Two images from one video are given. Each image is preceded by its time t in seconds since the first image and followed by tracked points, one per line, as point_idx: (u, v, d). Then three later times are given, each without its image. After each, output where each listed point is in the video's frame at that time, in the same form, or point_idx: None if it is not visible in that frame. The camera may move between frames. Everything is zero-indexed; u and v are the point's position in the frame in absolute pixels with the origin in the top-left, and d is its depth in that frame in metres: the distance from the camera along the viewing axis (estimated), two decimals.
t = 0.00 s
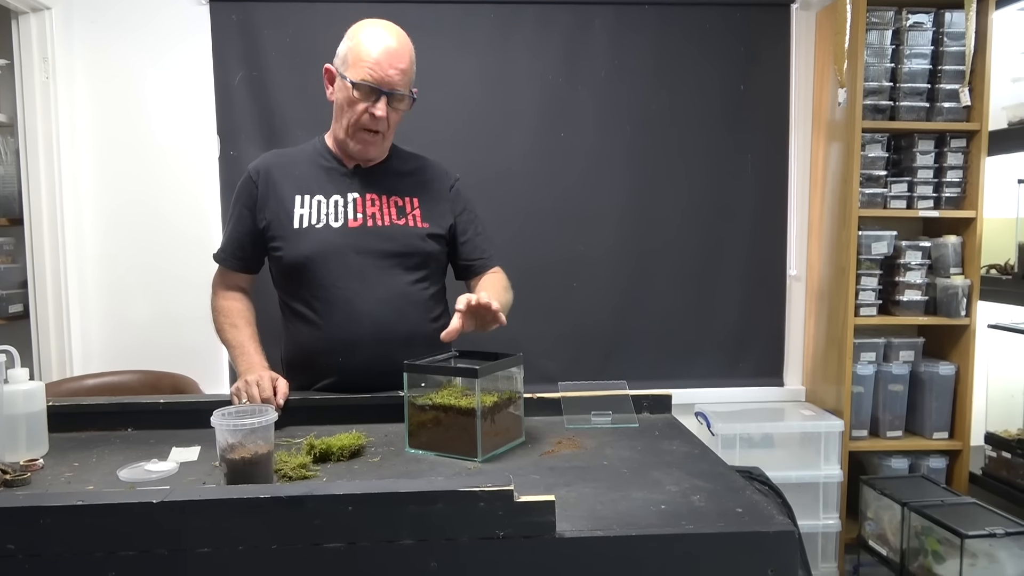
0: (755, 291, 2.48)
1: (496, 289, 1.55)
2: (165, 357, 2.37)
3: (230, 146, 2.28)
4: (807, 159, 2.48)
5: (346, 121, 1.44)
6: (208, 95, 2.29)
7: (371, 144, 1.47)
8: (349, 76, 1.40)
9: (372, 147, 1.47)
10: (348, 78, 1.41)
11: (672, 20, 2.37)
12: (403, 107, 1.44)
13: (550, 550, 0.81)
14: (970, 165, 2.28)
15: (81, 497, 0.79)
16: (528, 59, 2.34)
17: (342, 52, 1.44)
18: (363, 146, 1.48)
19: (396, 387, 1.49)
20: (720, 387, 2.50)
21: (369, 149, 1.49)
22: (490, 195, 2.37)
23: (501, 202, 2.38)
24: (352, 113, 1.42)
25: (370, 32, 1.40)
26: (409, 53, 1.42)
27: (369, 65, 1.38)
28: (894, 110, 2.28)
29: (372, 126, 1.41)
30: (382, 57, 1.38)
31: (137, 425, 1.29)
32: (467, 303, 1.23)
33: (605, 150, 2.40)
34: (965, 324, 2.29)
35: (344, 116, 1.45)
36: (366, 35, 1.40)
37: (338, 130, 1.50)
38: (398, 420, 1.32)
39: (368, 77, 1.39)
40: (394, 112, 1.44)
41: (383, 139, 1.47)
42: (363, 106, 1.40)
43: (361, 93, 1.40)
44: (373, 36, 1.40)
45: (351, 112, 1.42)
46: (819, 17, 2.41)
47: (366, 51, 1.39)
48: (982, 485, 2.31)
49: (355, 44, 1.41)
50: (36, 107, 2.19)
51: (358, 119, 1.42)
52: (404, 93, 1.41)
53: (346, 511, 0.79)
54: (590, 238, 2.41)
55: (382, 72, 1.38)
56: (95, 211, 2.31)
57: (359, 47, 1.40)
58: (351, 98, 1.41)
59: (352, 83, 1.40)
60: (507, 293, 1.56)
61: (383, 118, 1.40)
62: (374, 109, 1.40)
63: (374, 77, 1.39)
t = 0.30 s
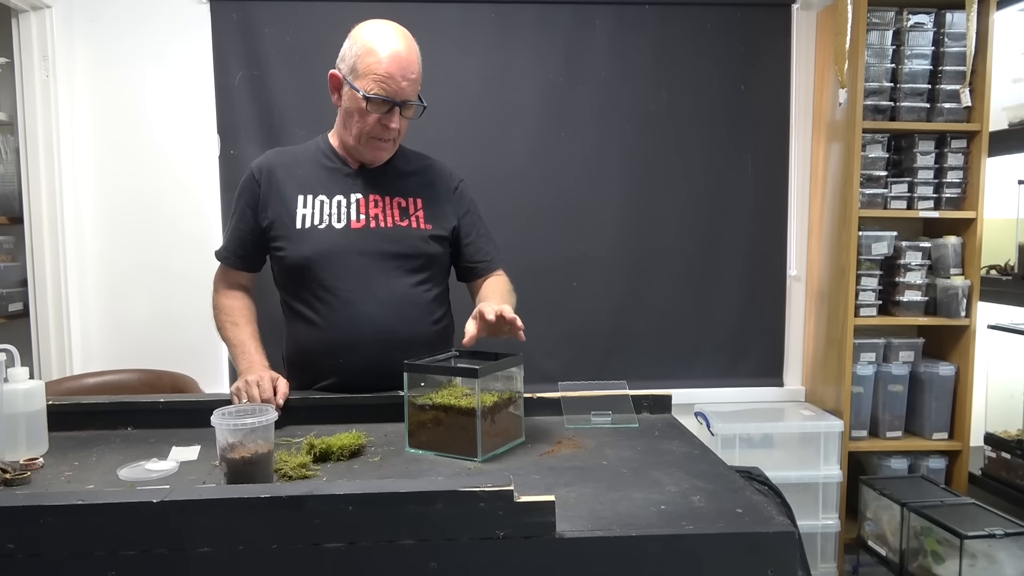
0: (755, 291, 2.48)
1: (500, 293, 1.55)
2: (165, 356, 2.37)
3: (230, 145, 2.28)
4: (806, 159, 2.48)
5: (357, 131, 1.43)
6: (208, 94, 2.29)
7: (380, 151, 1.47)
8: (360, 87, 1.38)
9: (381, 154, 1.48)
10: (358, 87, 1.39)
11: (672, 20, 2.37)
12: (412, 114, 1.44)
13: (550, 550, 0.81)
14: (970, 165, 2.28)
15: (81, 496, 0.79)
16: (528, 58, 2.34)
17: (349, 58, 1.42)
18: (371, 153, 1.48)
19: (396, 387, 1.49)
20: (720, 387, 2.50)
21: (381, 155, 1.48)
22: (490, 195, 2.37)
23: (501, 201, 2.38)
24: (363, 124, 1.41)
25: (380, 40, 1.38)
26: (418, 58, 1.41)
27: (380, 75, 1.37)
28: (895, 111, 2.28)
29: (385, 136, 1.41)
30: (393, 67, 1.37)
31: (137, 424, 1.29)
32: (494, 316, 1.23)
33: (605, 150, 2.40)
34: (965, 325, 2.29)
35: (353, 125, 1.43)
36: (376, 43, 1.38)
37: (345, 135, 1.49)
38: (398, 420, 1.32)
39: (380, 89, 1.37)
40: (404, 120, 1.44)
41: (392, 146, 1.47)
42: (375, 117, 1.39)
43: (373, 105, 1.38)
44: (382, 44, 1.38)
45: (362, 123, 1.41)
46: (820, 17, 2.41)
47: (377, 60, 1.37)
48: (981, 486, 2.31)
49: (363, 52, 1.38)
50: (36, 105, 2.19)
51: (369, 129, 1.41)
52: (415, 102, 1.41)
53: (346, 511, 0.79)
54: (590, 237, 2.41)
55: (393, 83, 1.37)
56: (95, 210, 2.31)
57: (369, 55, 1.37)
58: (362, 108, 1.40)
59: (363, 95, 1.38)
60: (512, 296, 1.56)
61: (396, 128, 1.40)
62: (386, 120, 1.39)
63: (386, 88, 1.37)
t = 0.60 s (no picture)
0: (755, 290, 2.48)
1: (496, 295, 1.56)
2: (165, 355, 2.37)
3: (229, 144, 2.28)
4: (806, 159, 2.48)
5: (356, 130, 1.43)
6: (208, 93, 2.28)
7: (379, 151, 1.48)
8: (360, 87, 1.38)
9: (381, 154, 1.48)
10: (358, 88, 1.39)
11: (672, 20, 2.37)
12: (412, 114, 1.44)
13: (549, 549, 0.81)
14: (969, 165, 2.28)
15: (80, 495, 0.79)
16: (528, 58, 2.34)
17: (349, 57, 1.41)
18: (371, 152, 1.48)
19: (395, 386, 1.49)
20: (719, 387, 2.50)
21: (380, 154, 1.48)
22: (489, 194, 2.37)
23: (501, 201, 2.38)
24: (362, 124, 1.41)
25: (380, 40, 1.37)
26: (418, 58, 1.41)
27: (380, 76, 1.36)
28: (894, 111, 2.29)
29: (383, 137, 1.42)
30: (393, 68, 1.36)
31: (136, 423, 1.29)
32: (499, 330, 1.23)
33: (605, 150, 2.40)
34: (964, 325, 2.29)
35: (352, 125, 1.43)
36: (376, 43, 1.37)
37: (344, 134, 1.49)
38: (396, 420, 1.32)
39: (380, 89, 1.37)
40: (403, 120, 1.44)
41: (391, 145, 1.47)
42: (374, 118, 1.39)
43: (373, 106, 1.38)
44: (382, 44, 1.37)
45: (361, 123, 1.41)
46: (820, 16, 2.41)
47: (377, 60, 1.36)
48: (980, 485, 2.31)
49: (363, 52, 1.38)
50: (35, 104, 2.19)
51: (368, 129, 1.41)
52: (415, 103, 1.41)
53: (344, 510, 0.79)
54: (590, 237, 2.41)
55: (393, 84, 1.37)
56: (94, 209, 2.31)
57: (369, 55, 1.37)
58: (362, 109, 1.40)
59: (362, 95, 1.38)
60: (507, 298, 1.56)
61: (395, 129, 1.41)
62: (386, 121, 1.39)
63: (386, 89, 1.37)
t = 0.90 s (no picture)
0: (754, 291, 2.48)
1: (490, 297, 1.56)
2: (164, 354, 2.37)
3: (229, 144, 2.28)
4: (806, 160, 2.48)
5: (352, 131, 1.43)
6: (208, 93, 2.28)
7: (375, 151, 1.48)
8: (354, 87, 1.38)
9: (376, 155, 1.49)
10: (353, 88, 1.39)
11: (671, 21, 2.37)
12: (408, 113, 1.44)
13: (548, 549, 0.81)
14: (969, 166, 2.28)
15: (78, 495, 0.79)
16: (528, 58, 2.34)
17: (344, 57, 1.41)
18: (367, 153, 1.48)
19: (394, 386, 1.50)
20: (718, 388, 2.50)
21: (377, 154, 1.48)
22: (489, 194, 2.37)
23: (501, 201, 2.38)
24: (357, 125, 1.41)
25: (374, 39, 1.37)
26: (412, 57, 1.41)
27: (375, 76, 1.36)
28: (894, 112, 2.29)
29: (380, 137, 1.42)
30: (388, 67, 1.36)
31: (135, 423, 1.29)
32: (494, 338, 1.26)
33: (605, 150, 2.40)
34: (963, 326, 2.30)
35: (348, 126, 1.44)
36: (370, 42, 1.37)
37: (341, 136, 1.49)
38: (395, 420, 1.32)
39: (375, 89, 1.37)
40: (399, 119, 1.44)
41: (388, 146, 1.48)
42: (370, 118, 1.39)
43: (368, 105, 1.38)
44: (377, 43, 1.37)
45: (357, 123, 1.41)
46: (819, 18, 2.41)
47: (371, 60, 1.36)
48: (979, 486, 2.31)
49: (358, 51, 1.38)
50: (35, 103, 2.19)
51: (364, 130, 1.41)
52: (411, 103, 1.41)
53: (343, 510, 0.79)
54: (590, 237, 2.41)
55: (388, 84, 1.37)
56: (94, 207, 2.31)
57: (364, 55, 1.37)
58: (357, 109, 1.40)
59: (357, 96, 1.38)
60: (499, 300, 1.57)
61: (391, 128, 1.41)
62: (381, 120, 1.40)
63: (380, 89, 1.37)
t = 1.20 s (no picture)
0: (753, 291, 2.49)
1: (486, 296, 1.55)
2: (163, 354, 2.37)
3: (229, 144, 2.28)
4: (806, 160, 2.49)
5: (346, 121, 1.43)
6: (208, 92, 2.28)
7: (371, 142, 1.46)
8: (346, 75, 1.39)
9: (372, 146, 1.48)
10: (346, 78, 1.39)
11: (671, 21, 2.37)
12: (403, 103, 1.44)
13: (547, 549, 0.81)
14: (968, 167, 2.28)
15: (77, 494, 0.79)
16: (528, 58, 2.34)
17: (337, 52, 1.42)
18: (363, 143, 1.47)
19: (393, 386, 1.50)
20: (717, 388, 2.50)
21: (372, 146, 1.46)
22: (488, 193, 2.38)
23: (500, 201, 2.38)
24: (351, 113, 1.41)
25: (368, 32, 1.37)
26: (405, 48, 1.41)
27: (366, 63, 1.37)
28: (893, 113, 2.29)
29: (373, 124, 1.41)
30: (381, 58, 1.37)
31: (134, 422, 1.29)
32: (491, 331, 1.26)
33: (605, 150, 2.40)
34: (962, 326, 2.30)
35: (343, 117, 1.44)
36: (364, 35, 1.37)
37: (337, 130, 1.49)
38: (393, 419, 1.32)
39: (366, 75, 1.37)
40: (393, 108, 1.43)
41: (383, 137, 1.46)
42: (363, 106, 1.40)
43: (361, 93, 1.39)
44: (370, 37, 1.37)
45: (350, 112, 1.41)
46: (819, 18, 2.41)
47: (362, 48, 1.37)
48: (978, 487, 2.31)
49: (350, 44, 1.39)
50: (35, 102, 2.19)
51: (357, 118, 1.41)
52: (404, 89, 1.40)
53: (342, 510, 0.79)
54: (590, 238, 2.42)
55: (380, 71, 1.37)
56: (93, 207, 2.31)
57: (356, 48, 1.38)
58: (350, 98, 1.40)
59: (349, 83, 1.38)
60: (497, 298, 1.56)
61: (384, 116, 1.41)
62: (374, 108, 1.40)
63: (371, 74, 1.37)
